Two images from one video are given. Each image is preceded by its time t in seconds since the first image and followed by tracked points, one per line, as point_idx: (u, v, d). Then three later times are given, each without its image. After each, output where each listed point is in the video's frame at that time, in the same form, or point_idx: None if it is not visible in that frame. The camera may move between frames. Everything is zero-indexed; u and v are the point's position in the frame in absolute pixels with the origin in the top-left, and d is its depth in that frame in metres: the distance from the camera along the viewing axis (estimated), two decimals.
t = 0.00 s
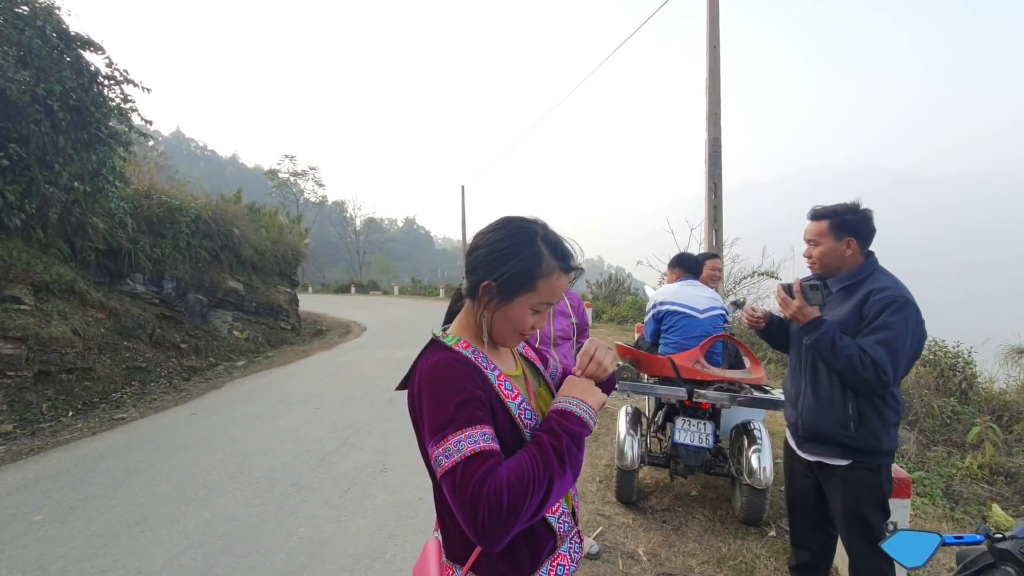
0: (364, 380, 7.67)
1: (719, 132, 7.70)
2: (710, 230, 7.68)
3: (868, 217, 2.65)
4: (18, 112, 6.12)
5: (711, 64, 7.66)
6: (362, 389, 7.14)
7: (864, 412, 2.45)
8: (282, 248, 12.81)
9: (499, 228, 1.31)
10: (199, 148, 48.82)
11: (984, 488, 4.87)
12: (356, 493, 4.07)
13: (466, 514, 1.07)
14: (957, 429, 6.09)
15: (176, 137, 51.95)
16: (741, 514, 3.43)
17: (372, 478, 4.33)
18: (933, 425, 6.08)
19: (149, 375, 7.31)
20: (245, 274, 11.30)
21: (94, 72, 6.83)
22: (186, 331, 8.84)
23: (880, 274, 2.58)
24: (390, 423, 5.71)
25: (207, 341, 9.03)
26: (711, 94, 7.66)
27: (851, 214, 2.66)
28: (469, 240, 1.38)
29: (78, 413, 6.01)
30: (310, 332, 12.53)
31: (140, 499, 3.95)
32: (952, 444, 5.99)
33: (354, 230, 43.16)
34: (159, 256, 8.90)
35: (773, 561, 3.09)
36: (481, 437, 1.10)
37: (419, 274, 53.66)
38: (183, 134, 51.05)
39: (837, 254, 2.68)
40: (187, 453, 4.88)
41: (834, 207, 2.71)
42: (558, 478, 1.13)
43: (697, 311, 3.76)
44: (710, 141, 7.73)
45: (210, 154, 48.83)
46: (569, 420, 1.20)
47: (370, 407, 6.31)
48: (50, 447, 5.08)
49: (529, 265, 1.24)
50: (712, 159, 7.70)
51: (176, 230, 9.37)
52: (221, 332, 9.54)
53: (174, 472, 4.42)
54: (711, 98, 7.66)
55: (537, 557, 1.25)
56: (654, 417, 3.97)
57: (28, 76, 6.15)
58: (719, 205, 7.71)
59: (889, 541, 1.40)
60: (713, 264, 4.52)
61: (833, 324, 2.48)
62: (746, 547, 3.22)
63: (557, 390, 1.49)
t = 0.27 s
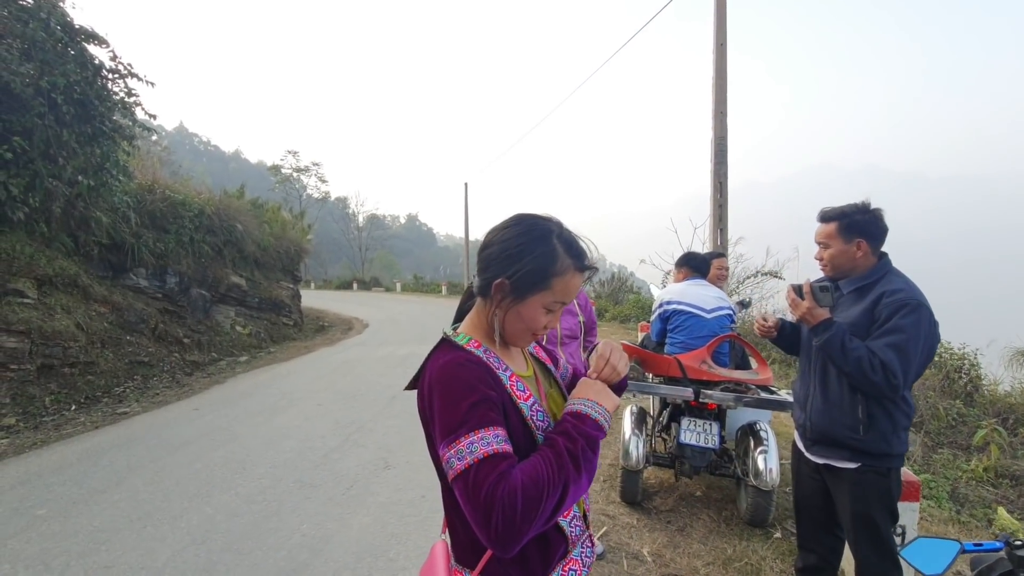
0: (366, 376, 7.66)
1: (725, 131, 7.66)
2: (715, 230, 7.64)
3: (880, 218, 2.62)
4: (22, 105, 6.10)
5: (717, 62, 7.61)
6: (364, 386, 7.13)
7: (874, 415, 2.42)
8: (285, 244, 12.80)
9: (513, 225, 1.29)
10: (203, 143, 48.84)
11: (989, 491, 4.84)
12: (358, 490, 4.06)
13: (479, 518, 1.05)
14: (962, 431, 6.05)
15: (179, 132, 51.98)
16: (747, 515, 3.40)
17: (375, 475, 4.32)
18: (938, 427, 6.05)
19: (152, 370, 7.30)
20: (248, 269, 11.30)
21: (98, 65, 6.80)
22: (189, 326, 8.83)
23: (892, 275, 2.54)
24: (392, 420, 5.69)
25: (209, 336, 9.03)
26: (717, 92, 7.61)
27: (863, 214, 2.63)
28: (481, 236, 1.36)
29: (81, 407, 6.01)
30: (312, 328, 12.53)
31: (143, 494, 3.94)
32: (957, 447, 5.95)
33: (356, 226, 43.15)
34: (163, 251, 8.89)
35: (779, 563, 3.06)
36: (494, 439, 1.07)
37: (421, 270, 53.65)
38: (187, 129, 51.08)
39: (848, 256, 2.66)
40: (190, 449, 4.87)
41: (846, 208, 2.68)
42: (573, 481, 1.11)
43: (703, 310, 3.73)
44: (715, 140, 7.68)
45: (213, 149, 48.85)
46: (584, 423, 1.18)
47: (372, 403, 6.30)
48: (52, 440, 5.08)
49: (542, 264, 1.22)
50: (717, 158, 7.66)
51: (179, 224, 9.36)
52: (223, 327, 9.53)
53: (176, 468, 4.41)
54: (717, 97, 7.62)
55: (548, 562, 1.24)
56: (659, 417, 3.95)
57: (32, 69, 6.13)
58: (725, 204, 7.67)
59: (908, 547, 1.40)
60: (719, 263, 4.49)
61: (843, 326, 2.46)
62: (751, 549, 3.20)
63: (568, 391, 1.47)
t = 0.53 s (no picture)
0: (367, 375, 7.64)
1: (729, 130, 7.63)
2: (718, 229, 7.62)
3: (891, 219, 2.59)
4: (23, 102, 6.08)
5: (721, 61, 7.58)
6: (366, 385, 7.11)
7: (882, 417, 2.40)
8: (286, 243, 12.78)
9: (524, 223, 1.27)
10: (204, 142, 48.85)
11: (995, 492, 4.81)
12: (361, 489, 4.03)
13: (491, 524, 1.03)
14: (967, 433, 6.01)
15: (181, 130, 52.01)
16: (752, 517, 3.38)
17: (378, 475, 4.30)
18: (943, 428, 6.02)
19: (153, 368, 7.29)
20: (249, 268, 11.29)
21: (99, 62, 6.79)
22: (191, 324, 8.81)
23: (903, 277, 2.51)
24: (394, 419, 5.67)
25: (211, 334, 9.02)
26: (721, 91, 7.58)
27: (873, 215, 2.60)
28: (491, 234, 1.34)
29: (82, 405, 6.00)
30: (313, 326, 12.52)
31: (145, 492, 3.92)
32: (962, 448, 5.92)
33: (357, 225, 43.13)
34: (164, 248, 8.87)
35: (785, 565, 3.03)
36: (506, 442, 1.05)
37: (422, 269, 53.64)
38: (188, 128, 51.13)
39: (857, 256, 2.64)
40: (191, 447, 4.85)
41: (856, 208, 2.65)
42: (586, 484, 1.09)
43: (709, 310, 3.71)
44: (718, 139, 7.66)
45: (215, 147, 48.89)
46: (597, 426, 1.16)
47: (374, 402, 6.28)
48: (54, 438, 5.07)
49: (554, 262, 1.20)
50: (721, 157, 7.63)
51: (180, 222, 9.34)
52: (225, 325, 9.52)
53: (178, 466, 4.39)
54: (721, 96, 7.59)
55: (559, 567, 1.22)
56: (664, 418, 3.92)
57: (34, 66, 6.11)
58: (728, 203, 7.64)
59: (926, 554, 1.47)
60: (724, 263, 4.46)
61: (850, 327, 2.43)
62: (757, 551, 3.17)
63: (577, 392, 1.44)
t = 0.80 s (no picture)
0: (373, 373, 7.65)
1: (735, 126, 7.58)
2: (724, 226, 7.58)
3: (902, 215, 2.56)
4: (30, 101, 6.10)
5: (728, 56, 7.52)
6: (372, 382, 7.11)
7: (893, 415, 2.37)
8: (292, 240, 12.81)
9: (535, 220, 1.25)
10: (209, 140, 48.98)
11: (1006, 491, 4.76)
12: (368, 487, 4.04)
13: (503, 525, 1.02)
14: (977, 430, 5.96)
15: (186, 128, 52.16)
16: (760, 515, 3.36)
17: (384, 472, 4.30)
18: (952, 426, 5.97)
19: (160, 365, 7.32)
20: (255, 265, 11.32)
21: (105, 61, 6.80)
22: (197, 321, 8.84)
23: (914, 274, 2.48)
24: (400, 416, 5.67)
25: (217, 331, 9.05)
26: (727, 87, 7.53)
27: (885, 211, 2.58)
28: (501, 232, 1.32)
29: (90, 402, 6.04)
30: (319, 323, 12.54)
31: (152, 489, 3.94)
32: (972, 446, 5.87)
33: (362, 222, 43.17)
34: (170, 246, 8.90)
35: (794, 564, 3.02)
36: (518, 443, 1.04)
37: (427, 267, 53.67)
38: (193, 126, 51.28)
39: (867, 253, 2.61)
40: (199, 444, 4.87)
41: (867, 205, 2.63)
42: (598, 484, 1.08)
43: (716, 307, 3.69)
44: (725, 135, 7.61)
45: (220, 146, 49.02)
46: (610, 425, 1.14)
47: (380, 400, 6.28)
48: (63, 435, 5.09)
49: (566, 259, 1.19)
50: (727, 153, 7.58)
51: (186, 220, 9.37)
52: (231, 323, 9.54)
53: (186, 464, 4.41)
54: (727, 91, 7.53)
55: (571, 568, 1.21)
56: (671, 416, 3.91)
57: (40, 64, 6.12)
58: (735, 199, 7.59)
59: (942, 556, 1.62)
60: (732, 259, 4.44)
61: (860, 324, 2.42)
62: (765, 549, 3.16)
63: (588, 391, 1.43)
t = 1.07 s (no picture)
0: (378, 372, 7.66)
1: (740, 125, 7.55)
2: (729, 225, 7.55)
3: (908, 214, 2.54)
4: (37, 101, 6.13)
5: (733, 56, 7.50)
6: (376, 382, 7.12)
7: (900, 416, 2.35)
8: (296, 240, 12.84)
9: (543, 219, 1.25)
10: (215, 140, 49.15)
11: (1014, 493, 4.72)
12: (372, 487, 4.04)
13: (512, 526, 1.01)
14: (985, 431, 5.92)
15: (192, 128, 52.35)
16: (766, 516, 3.34)
17: (388, 472, 4.30)
18: (960, 427, 5.93)
19: (165, 364, 7.34)
20: (260, 265, 11.35)
21: (111, 61, 6.82)
22: (202, 321, 8.87)
23: (921, 274, 2.46)
24: (405, 416, 5.68)
25: (222, 331, 9.07)
26: (733, 86, 7.50)
27: (891, 210, 2.56)
28: (509, 231, 1.32)
29: (97, 401, 6.06)
30: (323, 323, 12.57)
31: (158, 488, 3.95)
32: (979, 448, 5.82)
33: (366, 222, 43.25)
34: (176, 246, 8.93)
35: (801, 565, 3.00)
36: (527, 443, 1.03)
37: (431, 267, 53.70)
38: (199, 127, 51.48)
39: (873, 253, 2.60)
40: (204, 443, 4.88)
41: (874, 204, 2.61)
42: (608, 485, 1.07)
43: (722, 307, 3.67)
44: (730, 134, 7.58)
45: (225, 146, 49.19)
46: (620, 426, 1.14)
47: (384, 399, 6.29)
48: (69, 434, 5.11)
49: (575, 258, 1.18)
50: (732, 153, 7.55)
51: (191, 220, 9.40)
52: (236, 322, 9.57)
53: (191, 463, 4.42)
54: (732, 90, 7.51)
55: (579, 569, 1.20)
56: (677, 417, 3.89)
57: (47, 65, 6.16)
58: (740, 199, 7.57)
59: (953, 557, 1.64)
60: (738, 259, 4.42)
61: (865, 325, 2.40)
62: (772, 551, 3.14)
63: (596, 391, 1.42)
